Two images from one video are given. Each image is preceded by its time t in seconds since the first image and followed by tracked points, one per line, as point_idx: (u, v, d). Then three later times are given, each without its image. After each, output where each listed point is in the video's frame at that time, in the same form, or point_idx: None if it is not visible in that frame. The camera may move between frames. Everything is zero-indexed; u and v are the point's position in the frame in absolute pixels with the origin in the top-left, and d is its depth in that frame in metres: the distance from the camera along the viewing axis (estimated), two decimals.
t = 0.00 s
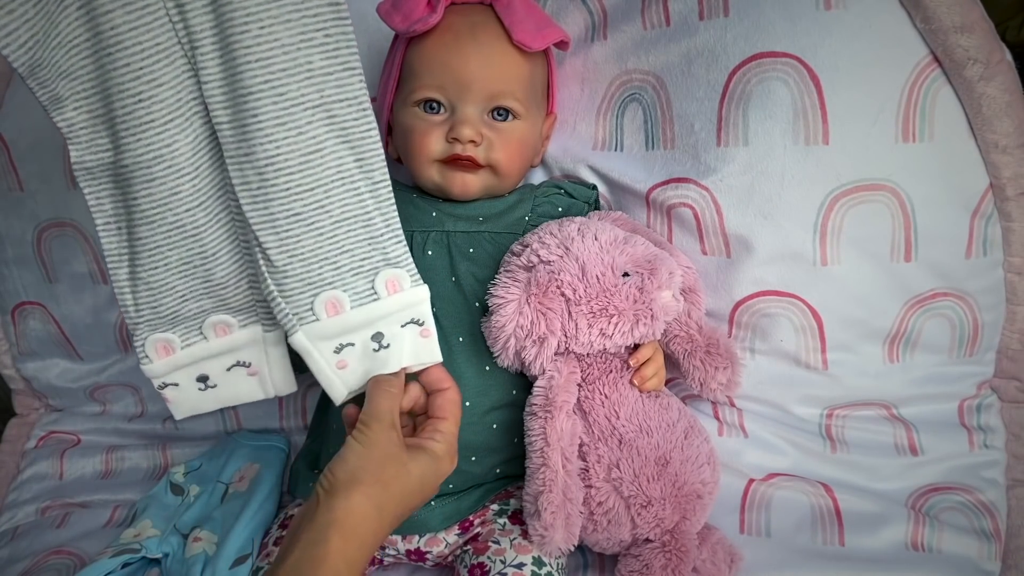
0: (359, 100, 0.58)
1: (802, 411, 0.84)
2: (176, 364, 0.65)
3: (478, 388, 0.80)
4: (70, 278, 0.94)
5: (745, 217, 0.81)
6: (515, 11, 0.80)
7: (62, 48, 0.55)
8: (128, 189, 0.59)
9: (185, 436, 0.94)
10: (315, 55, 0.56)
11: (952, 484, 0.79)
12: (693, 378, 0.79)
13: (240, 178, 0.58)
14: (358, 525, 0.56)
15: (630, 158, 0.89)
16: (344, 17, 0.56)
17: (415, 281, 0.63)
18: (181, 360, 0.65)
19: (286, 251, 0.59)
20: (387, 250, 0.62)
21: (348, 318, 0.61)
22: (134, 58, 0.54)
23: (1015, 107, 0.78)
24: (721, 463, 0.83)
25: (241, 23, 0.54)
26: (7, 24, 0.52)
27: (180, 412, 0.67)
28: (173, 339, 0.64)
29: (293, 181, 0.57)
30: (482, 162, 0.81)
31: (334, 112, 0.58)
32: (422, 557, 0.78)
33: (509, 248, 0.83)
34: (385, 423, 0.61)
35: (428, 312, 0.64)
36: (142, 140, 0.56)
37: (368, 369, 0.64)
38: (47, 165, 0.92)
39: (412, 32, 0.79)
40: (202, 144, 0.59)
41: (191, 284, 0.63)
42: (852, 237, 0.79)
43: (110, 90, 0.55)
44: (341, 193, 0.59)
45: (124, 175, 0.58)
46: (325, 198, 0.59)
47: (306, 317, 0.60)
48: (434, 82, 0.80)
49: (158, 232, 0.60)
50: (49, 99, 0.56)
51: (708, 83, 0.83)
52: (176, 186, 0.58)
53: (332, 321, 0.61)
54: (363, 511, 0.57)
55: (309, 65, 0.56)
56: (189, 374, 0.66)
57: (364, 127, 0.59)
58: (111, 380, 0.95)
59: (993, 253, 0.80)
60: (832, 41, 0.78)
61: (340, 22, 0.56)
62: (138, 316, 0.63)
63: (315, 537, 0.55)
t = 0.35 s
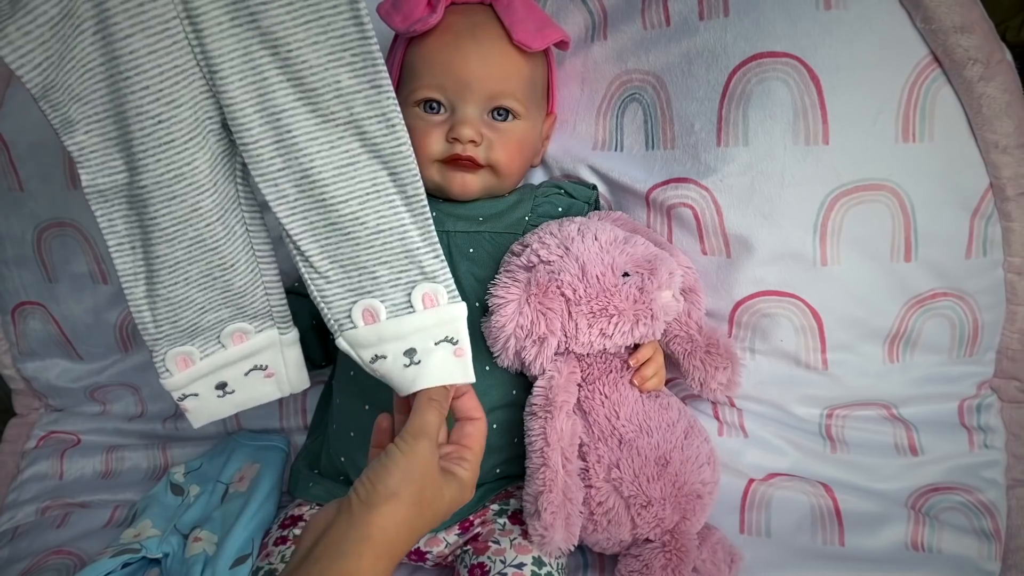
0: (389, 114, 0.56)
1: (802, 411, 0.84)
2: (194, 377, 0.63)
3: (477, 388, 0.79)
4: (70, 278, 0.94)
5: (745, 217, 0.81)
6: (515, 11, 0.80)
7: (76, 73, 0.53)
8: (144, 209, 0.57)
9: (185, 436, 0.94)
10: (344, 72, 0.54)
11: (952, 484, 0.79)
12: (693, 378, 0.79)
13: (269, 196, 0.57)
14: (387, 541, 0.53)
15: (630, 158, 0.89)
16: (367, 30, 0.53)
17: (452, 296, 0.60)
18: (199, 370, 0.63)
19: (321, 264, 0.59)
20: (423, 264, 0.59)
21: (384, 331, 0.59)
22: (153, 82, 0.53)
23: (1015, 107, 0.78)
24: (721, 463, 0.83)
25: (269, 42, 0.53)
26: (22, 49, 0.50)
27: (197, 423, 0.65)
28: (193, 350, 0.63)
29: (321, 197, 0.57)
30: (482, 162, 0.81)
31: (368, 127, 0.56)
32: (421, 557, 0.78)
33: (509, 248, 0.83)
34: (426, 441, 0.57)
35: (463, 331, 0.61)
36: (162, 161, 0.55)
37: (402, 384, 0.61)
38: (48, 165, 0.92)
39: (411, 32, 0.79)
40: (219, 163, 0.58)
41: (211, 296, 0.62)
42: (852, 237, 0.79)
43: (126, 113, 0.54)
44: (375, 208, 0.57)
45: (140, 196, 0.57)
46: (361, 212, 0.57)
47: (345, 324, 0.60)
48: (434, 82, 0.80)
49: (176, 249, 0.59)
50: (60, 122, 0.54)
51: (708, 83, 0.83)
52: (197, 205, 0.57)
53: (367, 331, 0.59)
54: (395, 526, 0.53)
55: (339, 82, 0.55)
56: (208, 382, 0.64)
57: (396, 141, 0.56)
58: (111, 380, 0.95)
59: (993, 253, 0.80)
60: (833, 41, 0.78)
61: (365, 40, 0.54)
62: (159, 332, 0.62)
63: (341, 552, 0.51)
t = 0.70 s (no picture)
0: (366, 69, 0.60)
1: (802, 411, 0.83)
2: (198, 349, 0.65)
3: (478, 387, 0.80)
4: (70, 278, 0.94)
5: (745, 217, 0.81)
6: (516, 11, 0.80)
7: (45, 36, 0.53)
8: (131, 177, 0.58)
9: (185, 436, 0.94)
10: (320, 27, 0.58)
11: (952, 485, 0.79)
12: (693, 378, 0.79)
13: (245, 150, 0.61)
14: (350, 524, 0.53)
15: (630, 158, 0.89)
16: None
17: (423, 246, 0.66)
18: (204, 341, 0.65)
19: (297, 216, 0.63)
20: (393, 216, 0.65)
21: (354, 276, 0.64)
22: (131, 40, 0.54)
23: (1015, 107, 0.78)
24: (721, 463, 0.83)
25: None
26: None
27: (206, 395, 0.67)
28: (195, 321, 0.64)
29: (298, 150, 0.61)
30: (482, 162, 0.81)
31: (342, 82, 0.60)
32: (422, 557, 0.79)
33: (509, 248, 0.83)
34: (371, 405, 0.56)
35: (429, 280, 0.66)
36: (149, 124, 0.56)
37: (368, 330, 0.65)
38: (47, 165, 0.92)
39: (411, 32, 0.79)
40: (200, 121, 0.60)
41: (208, 262, 0.64)
42: (852, 238, 0.79)
43: (104, 75, 0.54)
44: (347, 162, 0.63)
45: (125, 164, 0.57)
46: (333, 165, 0.62)
47: (313, 275, 0.63)
48: (434, 82, 0.80)
49: (169, 217, 0.60)
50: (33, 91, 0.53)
51: (708, 83, 0.83)
52: (186, 166, 0.59)
53: (337, 278, 0.64)
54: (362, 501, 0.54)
55: (315, 38, 0.58)
56: (211, 353, 0.66)
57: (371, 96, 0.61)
58: (111, 380, 0.95)
59: (993, 253, 0.80)
60: (833, 41, 0.78)
61: None
62: (159, 310, 0.62)
63: (310, 534, 0.52)
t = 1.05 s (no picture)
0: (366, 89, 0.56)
1: (802, 411, 0.83)
2: (201, 387, 0.62)
3: (477, 388, 0.80)
4: (70, 278, 0.94)
5: (745, 217, 0.81)
6: (516, 11, 0.80)
7: (42, 44, 0.49)
8: (129, 197, 0.54)
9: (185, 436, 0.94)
10: (321, 42, 0.54)
11: (952, 485, 0.79)
12: (693, 378, 0.79)
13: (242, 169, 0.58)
14: (328, 521, 0.51)
15: (630, 158, 0.89)
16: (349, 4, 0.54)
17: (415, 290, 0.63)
18: (207, 378, 0.62)
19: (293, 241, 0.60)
20: (393, 252, 0.61)
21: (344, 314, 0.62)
22: (133, 47, 0.50)
23: (1015, 107, 0.78)
24: (721, 463, 0.83)
25: (240, 9, 0.52)
26: None
27: (211, 436, 0.65)
28: (198, 357, 0.61)
29: (296, 174, 0.57)
30: (482, 162, 0.81)
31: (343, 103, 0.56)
32: (421, 557, 0.78)
33: (509, 248, 0.83)
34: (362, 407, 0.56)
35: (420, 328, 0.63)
36: (151, 135, 0.53)
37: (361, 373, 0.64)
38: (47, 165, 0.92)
39: (411, 32, 0.79)
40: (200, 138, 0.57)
41: (212, 290, 0.60)
42: (852, 238, 0.79)
43: (104, 86, 0.50)
44: (346, 188, 0.59)
45: (125, 183, 0.53)
46: (332, 191, 0.59)
47: (311, 307, 0.63)
48: (434, 82, 0.80)
49: (173, 239, 0.56)
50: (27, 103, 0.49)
51: (708, 83, 0.83)
52: (190, 183, 0.56)
53: (332, 312, 0.63)
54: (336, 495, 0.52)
55: (315, 53, 0.54)
56: (215, 394, 0.64)
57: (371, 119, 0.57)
58: (112, 380, 0.95)
59: (993, 253, 0.80)
60: (833, 41, 0.78)
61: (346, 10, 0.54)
62: (161, 343, 0.59)
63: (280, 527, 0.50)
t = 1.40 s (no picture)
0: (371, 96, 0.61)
1: (802, 411, 0.83)
2: (177, 384, 0.64)
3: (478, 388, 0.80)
4: (70, 278, 0.94)
5: (745, 217, 0.81)
6: (515, 11, 0.80)
7: (44, 61, 0.53)
8: (118, 207, 0.58)
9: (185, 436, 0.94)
10: (331, 55, 0.59)
11: (952, 485, 0.79)
12: (693, 378, 0.79)
13: (250, 179, 0.60)
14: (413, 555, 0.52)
15: (630, 158, 0.89)
16: (358, 20, 0.59)
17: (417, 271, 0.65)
18: (185, 377, 0.64)
19: (297, 245, 0.62)
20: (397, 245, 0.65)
21: (346, 301, 0.62)
22: (133, 69, 0.54)
23: (1015, 107, 0.78)
24: (721, 463, 0.83)
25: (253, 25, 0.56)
26: None
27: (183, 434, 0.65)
28: (176, 357, 0.63)
29: (304, 177, 0.61)
30: (482, 162, 0.81)
31: (349, 109, 0.61)
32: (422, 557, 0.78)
33: (509, 248, 0.83)
34: (458, 447, 0.53)
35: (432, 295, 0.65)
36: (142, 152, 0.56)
37: (359, 367, 0.62)
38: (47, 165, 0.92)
39: (412, 32, 0.79)
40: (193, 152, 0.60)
41: (195, 297, 0.63)
42: (852, 238, 0.79)
43: (101, 103, 0.54)
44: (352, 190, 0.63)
45: (116, 193, 0.57)
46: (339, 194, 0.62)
47: (304, 298, 0.62)
48: (434, 82, 0.79)
49: (159, 248, 0.59)
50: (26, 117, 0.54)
51: (708, 83, 0.83)
52: (178, 199, 0.59)
53: (330, 301, 0.62)
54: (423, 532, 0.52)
55: (323, 65, 0.59)
56: (193, 391, 0.65)
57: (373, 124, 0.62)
58: (112, 380, 0.95)
59: (993, 253, 0.80)
60: (833, 41, 0.78)
61: (355, 25, 0.59)
62: (141, 343, 0.62)
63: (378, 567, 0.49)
